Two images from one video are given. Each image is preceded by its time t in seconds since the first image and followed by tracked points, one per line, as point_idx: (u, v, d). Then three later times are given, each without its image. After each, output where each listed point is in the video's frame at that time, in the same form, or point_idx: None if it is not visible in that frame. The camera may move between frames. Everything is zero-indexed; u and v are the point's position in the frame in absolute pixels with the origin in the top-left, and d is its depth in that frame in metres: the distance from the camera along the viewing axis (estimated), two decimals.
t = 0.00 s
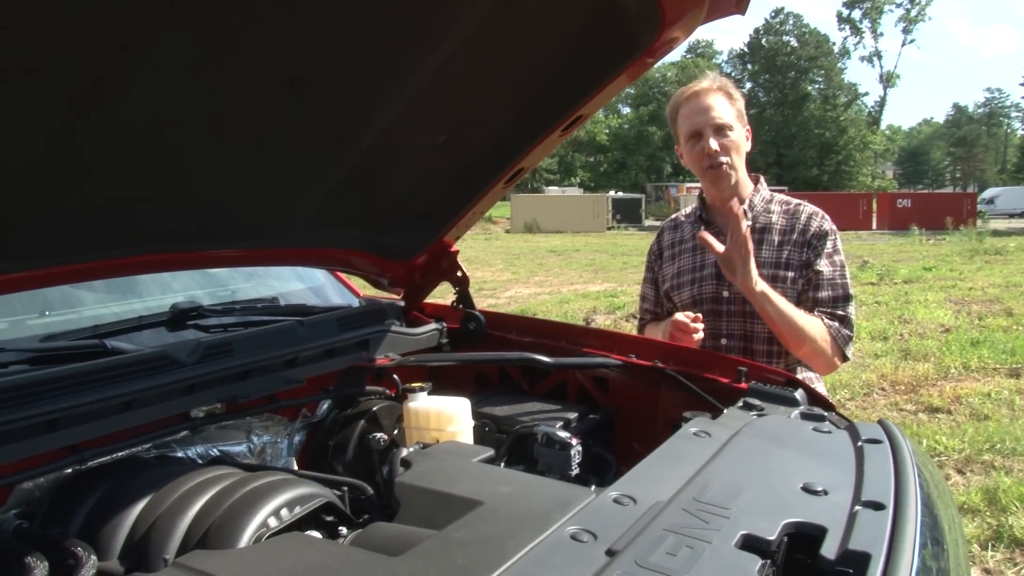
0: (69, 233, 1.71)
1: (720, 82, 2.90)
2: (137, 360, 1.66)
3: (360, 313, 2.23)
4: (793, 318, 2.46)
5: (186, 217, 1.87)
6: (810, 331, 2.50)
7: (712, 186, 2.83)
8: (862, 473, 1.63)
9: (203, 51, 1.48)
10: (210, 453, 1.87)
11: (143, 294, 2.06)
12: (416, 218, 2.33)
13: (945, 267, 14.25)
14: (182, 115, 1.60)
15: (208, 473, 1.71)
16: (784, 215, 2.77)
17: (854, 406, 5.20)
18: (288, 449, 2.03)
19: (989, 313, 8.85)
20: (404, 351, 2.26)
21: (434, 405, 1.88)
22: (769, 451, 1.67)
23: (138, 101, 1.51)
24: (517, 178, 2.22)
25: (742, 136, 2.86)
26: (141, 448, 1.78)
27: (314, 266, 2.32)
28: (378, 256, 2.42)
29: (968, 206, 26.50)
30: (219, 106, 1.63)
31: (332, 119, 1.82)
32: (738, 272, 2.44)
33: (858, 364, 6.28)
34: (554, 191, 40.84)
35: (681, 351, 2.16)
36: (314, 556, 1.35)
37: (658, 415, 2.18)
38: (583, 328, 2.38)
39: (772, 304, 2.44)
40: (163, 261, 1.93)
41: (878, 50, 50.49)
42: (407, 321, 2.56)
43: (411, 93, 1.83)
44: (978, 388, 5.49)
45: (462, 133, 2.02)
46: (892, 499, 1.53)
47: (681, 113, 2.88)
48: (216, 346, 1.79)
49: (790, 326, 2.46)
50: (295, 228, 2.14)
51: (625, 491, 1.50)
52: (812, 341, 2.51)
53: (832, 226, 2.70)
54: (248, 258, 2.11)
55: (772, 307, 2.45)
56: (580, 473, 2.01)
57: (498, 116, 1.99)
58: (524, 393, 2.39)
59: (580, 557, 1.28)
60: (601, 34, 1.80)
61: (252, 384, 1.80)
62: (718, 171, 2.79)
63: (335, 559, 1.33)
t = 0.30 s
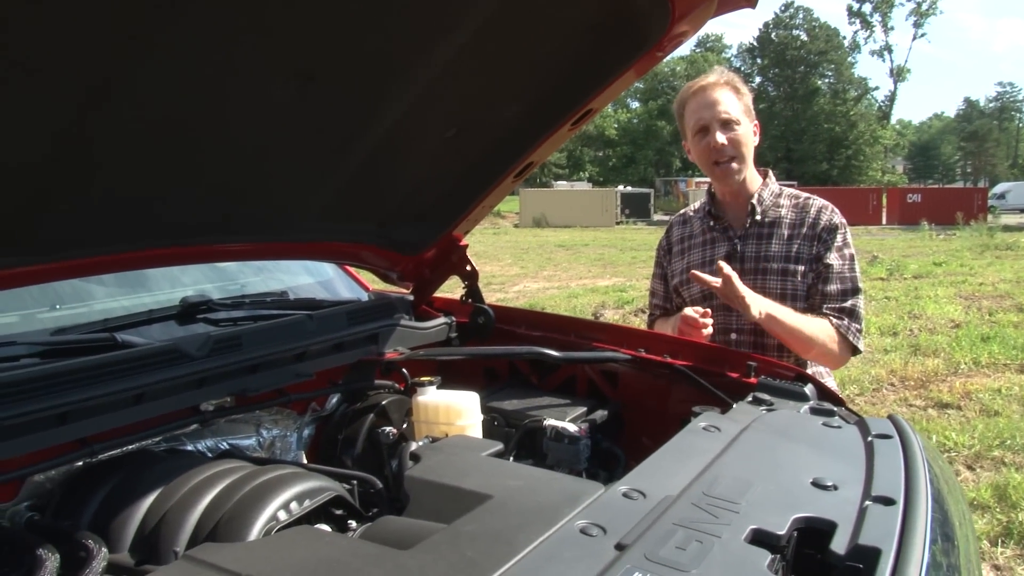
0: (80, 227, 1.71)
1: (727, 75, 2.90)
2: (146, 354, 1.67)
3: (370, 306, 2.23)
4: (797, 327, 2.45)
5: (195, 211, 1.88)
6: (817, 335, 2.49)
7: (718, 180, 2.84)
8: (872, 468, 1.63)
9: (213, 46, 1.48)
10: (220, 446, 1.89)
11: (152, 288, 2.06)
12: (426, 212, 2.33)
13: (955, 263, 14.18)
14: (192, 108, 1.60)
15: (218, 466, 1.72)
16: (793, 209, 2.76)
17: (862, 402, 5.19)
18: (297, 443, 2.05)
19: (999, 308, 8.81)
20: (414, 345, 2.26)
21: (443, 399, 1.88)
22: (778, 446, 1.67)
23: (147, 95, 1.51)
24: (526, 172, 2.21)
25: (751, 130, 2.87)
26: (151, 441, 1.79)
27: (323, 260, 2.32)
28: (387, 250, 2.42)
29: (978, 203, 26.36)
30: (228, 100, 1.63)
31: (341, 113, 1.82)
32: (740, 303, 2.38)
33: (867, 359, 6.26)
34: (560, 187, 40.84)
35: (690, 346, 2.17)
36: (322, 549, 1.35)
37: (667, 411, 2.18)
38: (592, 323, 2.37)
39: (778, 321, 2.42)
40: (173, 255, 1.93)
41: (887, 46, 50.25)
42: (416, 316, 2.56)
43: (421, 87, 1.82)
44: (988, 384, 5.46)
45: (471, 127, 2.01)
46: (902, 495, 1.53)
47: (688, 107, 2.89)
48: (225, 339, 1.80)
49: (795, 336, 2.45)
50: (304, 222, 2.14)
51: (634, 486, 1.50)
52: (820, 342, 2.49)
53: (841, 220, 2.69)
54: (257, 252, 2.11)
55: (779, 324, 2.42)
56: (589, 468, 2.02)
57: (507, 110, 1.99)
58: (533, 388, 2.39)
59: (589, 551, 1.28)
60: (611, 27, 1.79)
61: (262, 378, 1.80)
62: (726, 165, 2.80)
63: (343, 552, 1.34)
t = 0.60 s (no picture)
0: (92, 220, 1.72)
1: (742, 69, 2.90)
2: (157, 347, 1.67)
3: (380, 300, 2.23)
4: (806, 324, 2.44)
5: (206, 205, 1.88)
6: (827, 331, 2.49)
7: (725, 173, 2.86)
8: (883, 463, 1.62)
9: (223, 40, 1.48)
10: (230, 440, 1.90)
11: (163, 282, 2.08)
12: (435, 207, 2.33)
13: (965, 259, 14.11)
14: (202, 102, 1.60)
15: (228, 460, 1.72)
16: (803, 203, 2.75)
17: (873, 398, 5.17)
18: (307, 436, 2.06)
19: (1011, 304, 8.76)
20: (424, 339, 2.26)
21: (453, 393, 1.88)
22: (789, 441, 1.67)
23: (158, 90, 1.51)
24: (537, 166, 2.21)
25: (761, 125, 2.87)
26: (162, 434, 1.80)
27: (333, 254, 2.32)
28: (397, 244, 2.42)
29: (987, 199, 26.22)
30: (238, 95, 1.63)
31: (351, 107, 1.82)
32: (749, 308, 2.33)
33: (878, 355, 6.24)
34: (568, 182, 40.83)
35: (702, 341, 2.15)
36: (332, 542, 1.36)
37: (678, 404, 2.17)
38: (601, 317, 2.37)
39: (787, 320, 2.40)
40: (184, 249, 1.94)
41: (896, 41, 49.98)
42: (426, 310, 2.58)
43: (431, 81, 1.82)
44: (1000, 380, 5.44)
45: (482, 121, 2.01)
46: (914, 491, 1.52)
47: (699, 99, 2.92)
48: (236, 333, 1.80)
49: (806, 334, 2.44)
50: (314, 217, 2.14)
51: (644, 480, 1.50)
52: (830, 336, 2.49)
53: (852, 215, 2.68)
54: (268, 246, 2.11)
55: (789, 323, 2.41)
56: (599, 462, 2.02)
57: (518, 103, 1.98)
58: (543, 382, 2.39)
59: (599, 545, 1.28)
60: (622, 21, 1.78)
61: (273, 371, 1.81)
62: (729, 161, 2.83)
63: (354, 545, 1.34)
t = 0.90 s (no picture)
0: (104, 214, 1.73)
1: (752, 64, 2.84)
2: (169, 341, 1.68)
3: (390, 294, 2.23)
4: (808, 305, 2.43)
5: (216, 199, 1.88)
6: (831, 318, 2.47)
7: (729, 169, 2.89)
8: (893, 459, 1.62)
9: (233, 35, 1.48)
10: (240, 433, 1.90)
11: (173, 276, 2.08)
12: (445, 202, 2.33)
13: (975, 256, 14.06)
14: (213, 97, 1.60)
15: (239, 453, 1.73)
16: (812, 198, 2.75)
17: (882, 394, 5.16)
18: (317, 430, 2.06)
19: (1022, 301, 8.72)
20: (433, 333, 2.26)
21: (462, 387, 1.88)
22: (799, 436, 1.66)
23: (170, 85, 1.52)
24: (547, 160, 2.21)
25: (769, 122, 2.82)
26: (173, 428, 1.81)
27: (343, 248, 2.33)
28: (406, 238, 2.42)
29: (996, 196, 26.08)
30: (249, 90, 1.63)
31: (361, 102, 1.82)
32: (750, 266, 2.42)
33: (887, 351, 6.23)
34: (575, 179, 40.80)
35: (710, 335, 2.16)
36: (343, 535, 1.36)
37: (685, 399, 2.18)
38: (610, 312, 2.37)
39: (788, 294, 2.42)
40: (194, 243, 1.94)
41: (905, 37, 49.74)
42: (436, 304, 2.57)
43: (440, 76, 1.82)
44: (1011, 376, 5.42)
45: (492, 116, 2.01)
46: (925, 486, 1.52)
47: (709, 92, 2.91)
48: (247, 327, 1.81)
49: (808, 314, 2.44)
50: (324, 211, 2.15)
51: (654, 475, 1.50)
52: (834, 325, 2.48)
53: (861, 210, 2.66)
54: (277, 241, 2.12)
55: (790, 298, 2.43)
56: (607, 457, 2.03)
57: (528, 98, 1.98)
58: (552, 377, 2.40)
59: (609, 540, 1.28)
60: (633, 15, 1.78)
61: (283, 365, 1.81)
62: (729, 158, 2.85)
63: (364, 538, 1.34)
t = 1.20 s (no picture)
0: (118, 207, 1.74)
1: (748, 65, 2.86)
2: (182, 334, 1.69)
3: (403, 288, 2.23)
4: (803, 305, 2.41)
5: (229, 192, 1.89)
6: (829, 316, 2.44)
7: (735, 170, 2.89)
8: (907, 454, 1.61)
9: (246, 28, 1.48)
10: (253, 426, 1.91)
11: (186, 269, 2.10)
12: (457, 196, 2.33)
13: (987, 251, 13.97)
14: (226, 90, 1.60)
15: (251, 446, 1.74)
16: (823, 193, 2.74)
17: (895, 389, 5.15)
18: (330, 423, 2.06)
19: None
20: (446, 326, 2.27)
21: (474, 381, 1.89)
22: (812, 431, 1.66)
23: (184, 79, 1.52)
24: (559, 154, 2.21)
25: (771, 121, 2.83)
26: (186, 420, 1.81)
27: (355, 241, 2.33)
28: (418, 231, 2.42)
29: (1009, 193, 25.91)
30: (263, 83, 1.63)
31: (374, 95, 1.82)
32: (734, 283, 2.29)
33: (900, 346, 6.20)
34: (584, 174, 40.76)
35: (724, 331, 2.14)
36: (356, 527, 1.37)
37: (698, 394, 2.18)
38: (622, 306, 2.37)
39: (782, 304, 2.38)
40: (208, 236, 1.95)
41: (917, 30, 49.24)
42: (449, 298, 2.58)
43: (453, 69, 1.82)
44: None
45: (504, 109, 2.01)
46: (939, 482, 1.51)
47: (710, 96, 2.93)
48: (260, 320, 1.81)
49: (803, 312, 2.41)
50: (337, 204, 2.15)
51: (667, 469, 1.49)
52: (835, 323, 2.45)
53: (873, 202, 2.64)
54: (290, 234, 2.12)
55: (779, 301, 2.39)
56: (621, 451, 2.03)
57: (540, 91, 1.98)
58: (564, 371, 2.40)
59: (622, 533, 1.28)
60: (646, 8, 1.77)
61: (295, 358, 1.82)
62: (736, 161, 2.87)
63: (377, 530, 1.35)
